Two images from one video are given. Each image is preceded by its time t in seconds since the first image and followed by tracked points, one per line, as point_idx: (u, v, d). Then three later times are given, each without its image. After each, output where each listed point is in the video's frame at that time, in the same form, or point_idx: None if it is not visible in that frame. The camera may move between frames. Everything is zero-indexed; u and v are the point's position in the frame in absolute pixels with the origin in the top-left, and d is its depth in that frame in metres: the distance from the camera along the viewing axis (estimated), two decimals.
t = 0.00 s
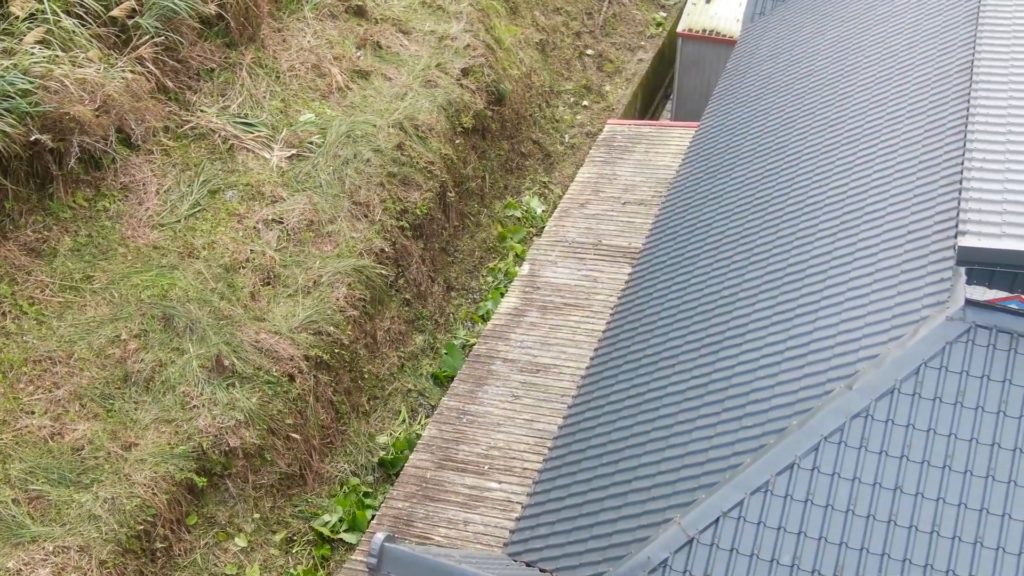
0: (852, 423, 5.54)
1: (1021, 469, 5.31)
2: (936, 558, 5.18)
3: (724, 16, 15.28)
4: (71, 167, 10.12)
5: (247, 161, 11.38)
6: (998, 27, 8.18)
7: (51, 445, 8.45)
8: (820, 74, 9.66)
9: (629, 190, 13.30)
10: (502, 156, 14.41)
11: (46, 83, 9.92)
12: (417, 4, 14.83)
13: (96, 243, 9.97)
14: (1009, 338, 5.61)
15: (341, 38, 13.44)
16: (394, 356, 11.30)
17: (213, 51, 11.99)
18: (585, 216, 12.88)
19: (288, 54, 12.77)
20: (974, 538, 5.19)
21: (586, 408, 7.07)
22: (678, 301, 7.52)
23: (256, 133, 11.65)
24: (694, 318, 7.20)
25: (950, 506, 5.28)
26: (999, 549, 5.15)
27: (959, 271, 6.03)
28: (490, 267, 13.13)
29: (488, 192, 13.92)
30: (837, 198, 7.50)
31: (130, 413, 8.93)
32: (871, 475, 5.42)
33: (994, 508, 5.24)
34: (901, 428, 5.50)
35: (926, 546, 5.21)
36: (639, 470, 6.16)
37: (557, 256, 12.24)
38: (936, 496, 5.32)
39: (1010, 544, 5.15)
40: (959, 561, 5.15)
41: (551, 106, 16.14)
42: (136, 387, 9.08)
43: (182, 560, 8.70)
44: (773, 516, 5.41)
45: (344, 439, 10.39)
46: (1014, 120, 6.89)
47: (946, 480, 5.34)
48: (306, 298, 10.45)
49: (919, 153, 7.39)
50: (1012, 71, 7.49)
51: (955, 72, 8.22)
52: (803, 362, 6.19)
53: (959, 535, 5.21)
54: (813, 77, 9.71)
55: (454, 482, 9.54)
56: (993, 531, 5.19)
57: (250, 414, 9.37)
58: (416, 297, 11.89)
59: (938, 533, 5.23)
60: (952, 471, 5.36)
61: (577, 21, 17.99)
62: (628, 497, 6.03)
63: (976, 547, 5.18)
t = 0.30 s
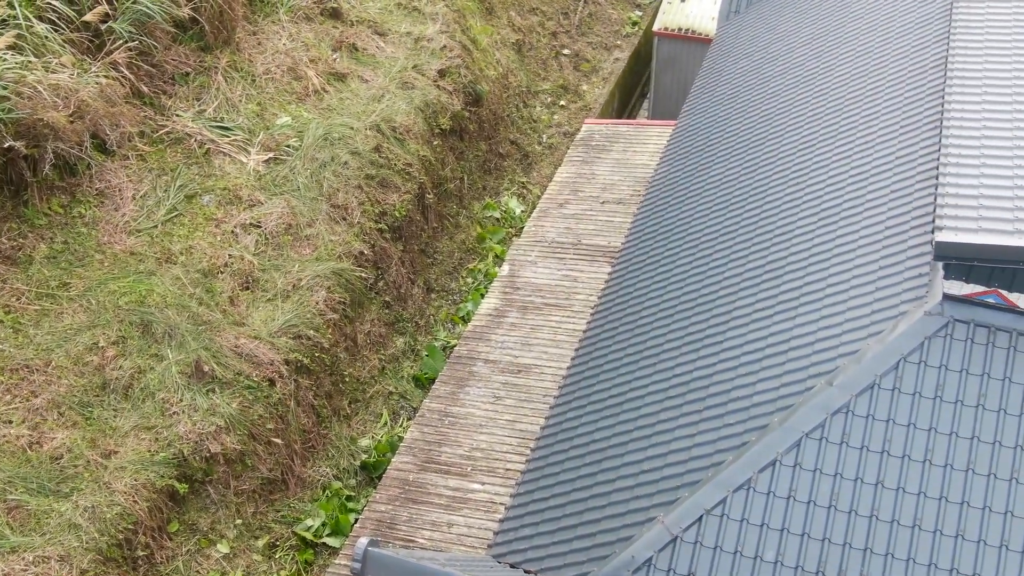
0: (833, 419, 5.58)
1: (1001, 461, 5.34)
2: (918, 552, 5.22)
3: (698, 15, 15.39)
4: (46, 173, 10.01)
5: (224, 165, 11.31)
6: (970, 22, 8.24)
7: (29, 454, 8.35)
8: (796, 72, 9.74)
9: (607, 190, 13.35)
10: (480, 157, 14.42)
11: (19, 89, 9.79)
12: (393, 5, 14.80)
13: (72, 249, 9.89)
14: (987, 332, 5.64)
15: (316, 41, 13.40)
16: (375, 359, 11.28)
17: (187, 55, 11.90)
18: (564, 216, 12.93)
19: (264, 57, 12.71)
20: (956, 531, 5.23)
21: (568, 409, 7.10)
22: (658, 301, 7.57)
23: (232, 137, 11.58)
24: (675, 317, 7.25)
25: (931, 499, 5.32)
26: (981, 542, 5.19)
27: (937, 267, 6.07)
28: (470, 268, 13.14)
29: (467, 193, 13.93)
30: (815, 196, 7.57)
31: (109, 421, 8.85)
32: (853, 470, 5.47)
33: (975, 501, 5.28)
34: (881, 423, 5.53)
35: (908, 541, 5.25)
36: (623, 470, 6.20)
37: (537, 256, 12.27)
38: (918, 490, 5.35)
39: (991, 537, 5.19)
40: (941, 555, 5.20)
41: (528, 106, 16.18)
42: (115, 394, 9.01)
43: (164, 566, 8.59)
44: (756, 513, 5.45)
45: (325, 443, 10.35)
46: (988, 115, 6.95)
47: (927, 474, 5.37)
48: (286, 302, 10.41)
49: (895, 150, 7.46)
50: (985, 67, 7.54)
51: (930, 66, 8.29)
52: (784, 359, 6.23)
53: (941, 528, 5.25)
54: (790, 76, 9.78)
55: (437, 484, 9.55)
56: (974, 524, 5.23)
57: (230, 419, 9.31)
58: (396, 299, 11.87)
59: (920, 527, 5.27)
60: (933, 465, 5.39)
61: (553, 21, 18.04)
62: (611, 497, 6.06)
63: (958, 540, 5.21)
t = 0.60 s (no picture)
0: (814, 415, 5.64)
1: (981, 455, 5.44)
2: (901, 546, 5.29)
3: (673, 14, 15.48)
4: (20, 180, 9.90)
5: (201, 169, 11.23)
6: (944, 18, 8.34)
7: (9, 464, 8.27)
8: (772, 71, 9.82)
9: (586, 189, 13.40)
10: (458, 158, 14.42)
11: None
12: (368, 7, 14.76)
13: (48, 257, 9.79)
14: (966, 326, 5.74)
15: (292, 43, 13.34)
16: (356, 362, 11.25)
17: (162, 59, 11.81)
18: (543, 216, 12.96)
19: (239, 61, 12.63)
20: (938, 525, 5.31)
21: (551, 409, 7.13)
22: (639, 300, 7.61)
23: (209, 141, 11.51)
24: (656, 316, 7.29)
25: (913, 493, 5.40)
26: (962, 535, 5.28)
27: (914, 262, 6.14)
28: (450, 269, 13.14)
29: (446, 194, 13.93)
30: (792, 194, 7.64)
31: (89, 429, 8.78)
32: (836, 466, 5.52)
33: (956, 494, 5.36)
34: (863, 419, 5.60)
35: (891, 535, 5.32)
36: (606, 469, 6.23)
37: (517, 256, 12.29)
38: (900, 485, 5.43)
39: (973, 530, 5.28)
40: (923, 549, 5.27)
41: (506, 106, 16.21)
42: (95, 402, 8.93)
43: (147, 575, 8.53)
44: (740, 511, 5.50)
45: (308, 447, 10.32)
46: (962, 111, 7.04)
47: (909, 469, 5.45)
48: (266, 307, 10.36)
49: (871, 147, 7.54)
50: (960, 63, 7.63)
51: (904, 63, 8.39)
52: (765, 356, 6.29)
53: (923, 522, 5.33)
54: (766, 74, 9.86)
55: (421, 487, 9.54)
56: (956, 517, 5.32)
57: (212, 425, 9.26)
58: (376, 302, 11.85)
59: (903, 522, 5.34)
60: (915, 460, 5.47)
61: (529, 21, 18.08)
62: (595, 497, 6.09)
63: (940, 534, 5.30)
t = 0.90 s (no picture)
0: (796, 413, 5.69)
1: (962, 451, 5.52)
2: (884, 543, 5.35)
3: (649, 14, 15.57)
4: None
5: (177, 175, 11.14)
6: (918, 16, 8.42)
7: None
8: (748, 70, 9.90)
9: (565, 189, 13.44)
10: (436, 160, 14.41)
11: None
12: (344, 10, 14.70)
13: (23, 265, 9.67)
14: (945, 323, 5.82)
15: (267, 47, 13.27)
16: (337, 366, 11.21)
17: (136, 65, 11.70)
18: (522, 217, 12.98)
19: (214, 65, 12.54)
20: (921, 521, 5.37)
21: (534, 411, 7.14)
22: (619, 301, 7.65)
23: (185, 147, 11.42)
24: (637, 317, 7.33)
25: (895, 490, 5.46)
26: (945, 530, 5.35)
27: (893, 259, 6.23)
28: (429, 272, 13.12)
29: (425, 196, 13.91)
30: (770, 193, 7.71)
31: (68, 439, 8.69)
32: (818, 464, 5.58)
33: (938, 490, 5.44)
34: (844, 417, 5.66)
35: (875, 531, 5.38)
36: (590, 471, 6.25)
37: (496, 258, 12.30)
38: (882, 481, 5.49)
39: (955, 525, 5.36)
40: (906, 545, 5.33)
41: (483, 108, 16.22)
42: (73, 412, 8.85)
43: None
44: (724, 510, 5.53)
45: (290, 453, 10.27)
46: (938, 109, 7.13)
47: (891, 465, 5.52)
48: (245, 312, 10.30)
49: (848, 146, 7.63)
50: (934, 61, 7.72)
51: (878, 63, 8.49)
52: (746, 355, 6.33)
53: (906, 518, 5.39)
54: (743, 73, 9.93)
55: (404, 491, 9.53)
56: (938, 512, 5.39)
57: (192, 433, 9.19)
58: (356, 306, 11.82)
59: (886, 518, 5.40)
60: (896, 457, 5.54)
61: (505, 22, 18.11)
62: (579, 499, 6.11)
63: (923, 529, 5.36)
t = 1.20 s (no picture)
0: (778, 410, 5.75)
1: (943, 444, 5.59)
2: (867, 537, 5.42)
3: (625, 13, 15.66)
4: None
5: (153, 180, 11.06)
6: (893, 12, 8.50)
7: None
8: (725, 68, 9.97)
9: (543, 189, 13.47)
10: (414, 162, 14.40)
11: None
12: (319, 12, 14.64)
13: None
14: (924, 317, 5.90)
15: (242, 50, 13.20)
16: (318, 370, 11.18)
17: (110, 70, 11.60)
18: (501, 217, 13.00)
19: (189, 69, 12.45)
20: (903, 514, 5.45)
21: (516, 411, 7.17)
22: (600, 301, 7.69)
23: (161, 152, 11.33)
24: (618, 316, 7.37)
25: (877, 484, 5.53)
26: (927, 523, 5.42)
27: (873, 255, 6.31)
28: (409, 274, 13.10)
29: (403, 198, 13.89)
30: (748, 191, 7.77)
31: (46, 448, 8.62)
32: (801, 460, 5.64)
33: (920, 484, 5.51)
34: (826, 412, 5.72)
35: (858, 526, 5.45)
36: (573, 471, 6.28)
37: (476, 259, 12.32)
38: (864, 476, 5.56)
39: (937, 518, 5.42)
40: (890, 539, 5.40)
41: (461, 109, 16.23)
42: (51, 420, 8.77)
43: None
44: (708, 508, 5.59)
45: (271, 458, 10.23)
46: (914, 104, 7.19)
47: (872, 460, 5.59)
48: (223, 317, 10.25)
49: (825, 144, 7.70)
50: (910, 56, 7.79)
51: (854, 61, 8.57)
52: (728, 352, 6.38)
53: (888, 512, 5.46)
54: (720, 71, 9.99)
55: (386, 494, 9.53)
56: (920, 506, 5.46)
57: (172, 440, 9.13)
58: (336, 309, 11.79)
59: (869, 512, 5.47)
60: (879, 451, 5.61)
61: (481, 22, 18.12)
62: (563, 499, 6.15)
63: (905, 523, 5.43)
